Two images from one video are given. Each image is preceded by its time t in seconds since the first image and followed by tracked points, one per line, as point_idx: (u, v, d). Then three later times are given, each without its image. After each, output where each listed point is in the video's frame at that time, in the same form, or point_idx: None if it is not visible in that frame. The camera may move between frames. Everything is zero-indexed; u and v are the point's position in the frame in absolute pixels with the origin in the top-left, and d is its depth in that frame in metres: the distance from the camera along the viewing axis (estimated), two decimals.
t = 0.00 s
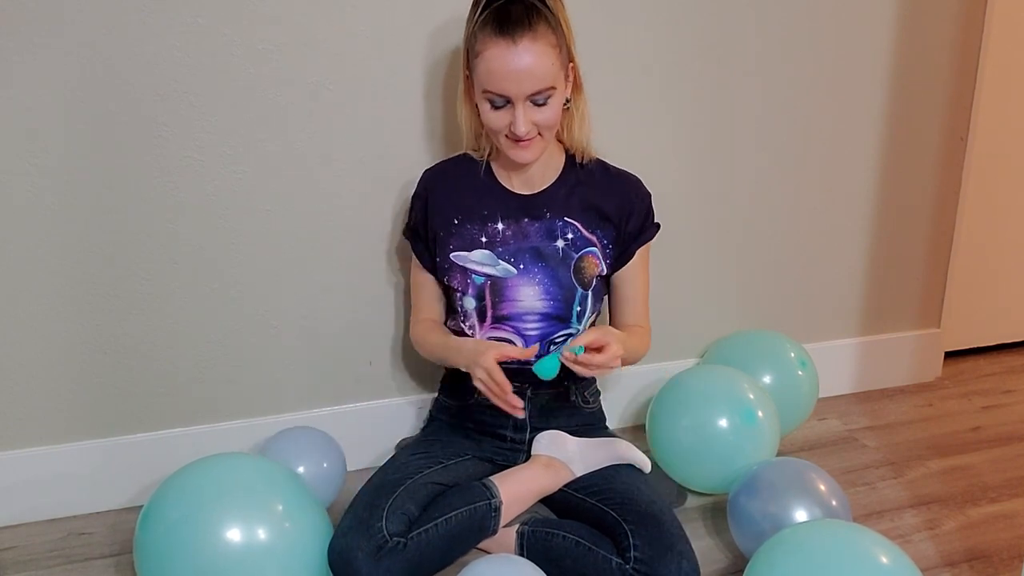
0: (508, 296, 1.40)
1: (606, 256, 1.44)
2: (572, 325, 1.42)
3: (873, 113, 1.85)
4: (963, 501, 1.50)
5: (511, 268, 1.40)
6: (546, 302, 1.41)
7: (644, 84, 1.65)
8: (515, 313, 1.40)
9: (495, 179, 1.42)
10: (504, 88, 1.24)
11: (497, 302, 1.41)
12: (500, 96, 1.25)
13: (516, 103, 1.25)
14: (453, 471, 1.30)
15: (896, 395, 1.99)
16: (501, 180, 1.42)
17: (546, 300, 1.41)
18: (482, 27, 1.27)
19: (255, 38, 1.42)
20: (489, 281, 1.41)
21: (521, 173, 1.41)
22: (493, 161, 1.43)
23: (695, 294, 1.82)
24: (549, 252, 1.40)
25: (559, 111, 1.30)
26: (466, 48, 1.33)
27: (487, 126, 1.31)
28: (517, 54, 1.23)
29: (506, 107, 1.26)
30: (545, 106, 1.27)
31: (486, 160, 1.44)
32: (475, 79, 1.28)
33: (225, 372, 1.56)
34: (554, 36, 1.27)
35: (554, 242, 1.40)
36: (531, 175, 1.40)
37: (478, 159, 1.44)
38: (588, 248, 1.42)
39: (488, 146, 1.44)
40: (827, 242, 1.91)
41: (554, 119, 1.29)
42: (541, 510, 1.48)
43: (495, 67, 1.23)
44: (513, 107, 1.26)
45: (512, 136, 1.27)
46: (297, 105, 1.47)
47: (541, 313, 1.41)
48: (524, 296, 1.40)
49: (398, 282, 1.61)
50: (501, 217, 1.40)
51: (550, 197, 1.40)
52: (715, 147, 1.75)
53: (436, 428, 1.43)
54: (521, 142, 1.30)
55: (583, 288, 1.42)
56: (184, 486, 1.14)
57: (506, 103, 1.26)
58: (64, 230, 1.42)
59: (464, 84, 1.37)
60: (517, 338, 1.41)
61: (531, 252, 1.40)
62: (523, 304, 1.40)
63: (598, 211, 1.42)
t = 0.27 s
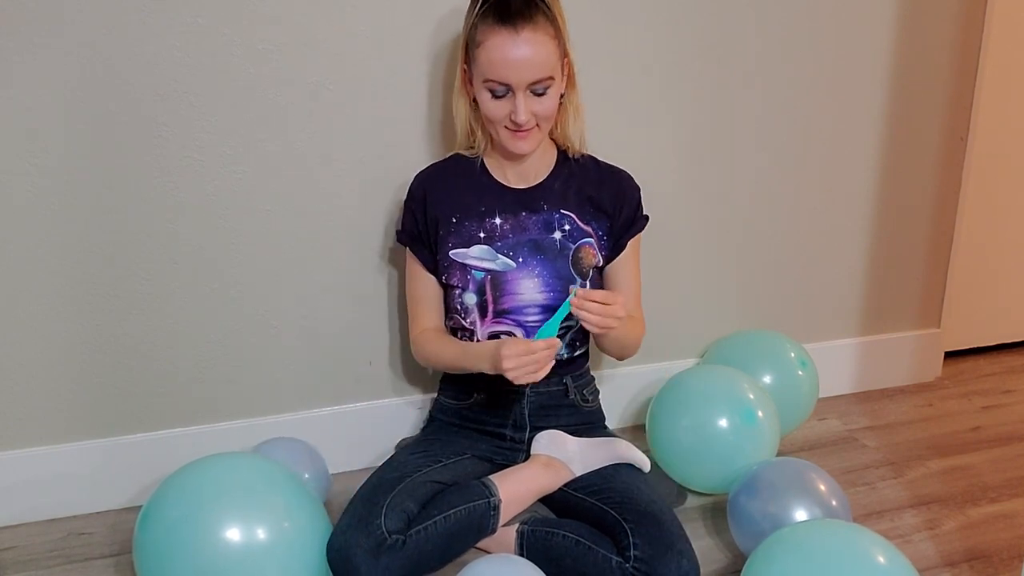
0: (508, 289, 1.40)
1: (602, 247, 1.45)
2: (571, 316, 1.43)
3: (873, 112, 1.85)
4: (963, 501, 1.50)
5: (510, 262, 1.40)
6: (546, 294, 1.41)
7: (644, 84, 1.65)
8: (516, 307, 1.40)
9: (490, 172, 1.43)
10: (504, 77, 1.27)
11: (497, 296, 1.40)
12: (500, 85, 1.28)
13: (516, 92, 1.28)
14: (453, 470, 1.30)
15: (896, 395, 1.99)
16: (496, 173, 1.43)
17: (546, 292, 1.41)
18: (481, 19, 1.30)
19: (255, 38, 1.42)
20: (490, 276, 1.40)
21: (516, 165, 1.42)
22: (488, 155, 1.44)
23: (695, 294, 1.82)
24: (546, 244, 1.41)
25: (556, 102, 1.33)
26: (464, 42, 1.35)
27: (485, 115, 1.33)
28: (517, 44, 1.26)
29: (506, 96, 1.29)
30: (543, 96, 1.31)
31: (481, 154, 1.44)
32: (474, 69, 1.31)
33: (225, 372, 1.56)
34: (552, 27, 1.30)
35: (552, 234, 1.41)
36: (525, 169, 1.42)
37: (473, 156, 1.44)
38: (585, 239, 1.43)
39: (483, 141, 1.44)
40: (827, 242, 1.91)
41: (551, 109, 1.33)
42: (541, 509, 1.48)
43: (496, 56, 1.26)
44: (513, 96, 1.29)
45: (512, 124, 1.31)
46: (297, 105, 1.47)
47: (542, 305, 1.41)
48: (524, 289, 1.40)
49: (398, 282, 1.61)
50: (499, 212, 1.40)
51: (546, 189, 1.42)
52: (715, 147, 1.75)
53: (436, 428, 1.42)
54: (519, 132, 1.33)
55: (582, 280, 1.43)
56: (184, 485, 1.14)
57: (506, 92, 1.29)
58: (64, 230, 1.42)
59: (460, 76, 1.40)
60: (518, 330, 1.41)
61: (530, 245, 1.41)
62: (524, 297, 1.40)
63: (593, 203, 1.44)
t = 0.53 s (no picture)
0: (504, 285, 1.41)
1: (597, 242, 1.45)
2: (567, 311, 1.43)
3: (873, 112, 1.85)
4: (963, 501, 1.50)
5: (506, 258, 1.40)
6: (542, 290, 1.41)
7: (644, 84, 1.65)
8: (512, 303, 1.41)
9: (485, 168, 1.42)
10: (503, 71, 1.27)
11: (493, 292, 1.41)
12: (498, 80, 1.29)
13: (514, 86, 1.28)
14: (452, 468, 1.31)
15: (896, 395, 1.99)
16: (491, 169, 1.42)
17: (542, 287, 1.41)
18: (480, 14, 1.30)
19: (255, 38, 1.42)
20: (485, 272, 1.40)
21: (512, 161, 1.41)
22: (483, 153, 1.43)
23: (695, 294, 1.82)
24: (542, 240, 1.41)
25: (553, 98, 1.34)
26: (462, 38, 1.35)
27: (483, 110, 1.33)
28: (516, 38, 1.26)
29: (504, 90, 1.29)
30: (540, 91, 1.31)
31: (476, 151, 1.44)
32: (472, 63, 1.31)
33: (225, 372, 1.56)
34: (550, 24, 1.31)
35: (547, 230, 1.41)
36: (519, 165, 1.41)
37: (468, 154, 1.44)
38: (580, 234, 1.43)
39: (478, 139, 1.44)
40: (827, 242, 1.91)
41: (548, 105, 1.33)
42: (541, 509, 1.48)
43: (494, 50, 1.27)
44: (511, 90, 1.29)
45: (509, 118, 1.31)
46: (297, 105, 1.47)
47: (537, 300, 1.41)
48: (520, 285, 1.41)
49: (398, 282, 1.61)
50: (494, 208, 1.40)
51: (543, 186, 1.41)
52: (716, 147, 1.75)
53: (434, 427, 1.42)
54: (516, 127, 1.33)
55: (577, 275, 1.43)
56: (183, 485, 1.14)
57: (504, 87, 1.29)
58: (64, 230, 1.42)
59: (458, 73, 1.40)
60: (514, 326, 1.41)
61: (526, 241, 1.41)
62: (520, 292, 1.41)
63: (588, 200, 1.44)
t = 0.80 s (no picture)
0: (503, 282, 1.41)
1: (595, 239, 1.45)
2: (566, 309, 1.43)
3: (872, 112, 1.85)
4: (963, 501, 1.50)
5: (505, 255, 1.40)
6: (541, 287, 1.41)
7: (644, 83, 1.65)
8: (511, 300, 1.41)
9: (482, 167, 1.42)
10: (508, 62, 1.29)
11: (493, 290, 1.41)
12: (503, 70, 1.30)
13: (519, 76, 1.30)
14: (451, 468, 1.30)
15: (896, 395, 1.99)
16: (489, 168, 1.42)
17: (541, 285, 1.42)
18: (483, 9, 1.32)
19: (255, 38, 1.42)
20: (484, 270, 1.40)
21: (509, 159, 1.41)
22: (480, 153, 1.44)
23: (695, 294, 1.82)
24: (540, 238, 1.41)
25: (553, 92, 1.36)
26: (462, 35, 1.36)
27: (484, 104, 1.34)
28: (521, 29, 1.29)
29: (508, 82, 1.31)
30: (543, 83, 1.33)
31: (473, 150, 1.44)
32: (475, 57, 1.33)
33: (225, 372, 1.56)
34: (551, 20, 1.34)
35: (545, 227, 1.41)
36: (516, 163, 1.42)
37: (464, 154, 1.44)
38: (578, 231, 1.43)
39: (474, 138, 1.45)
40: (827, 242, 1.91)
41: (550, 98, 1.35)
42: (541, 509, 1.48)
43: (500, 41, 1.29)
44: (515, 81, 1.30)
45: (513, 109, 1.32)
46: (297, 105, 1.47)
47: (537, 297, 1.41)
48: (519, 282, 1.41)
49: (398, 282, 1.61)
50: (492, 206, 1.40)
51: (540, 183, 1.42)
52: (716, 147, 1.75)
53: (435, 426, 1.42)
54: (518, 120, 1.34)
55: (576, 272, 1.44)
56: (183, 484, 1.14)
57: (508, 78, 1.31)
58: (64, 230, 1.42)
59: (455, 71, 1.41)
60: (514, 324, 1.41)
61: (523, 238, 1.41)
62: (519, 290, 1.41)
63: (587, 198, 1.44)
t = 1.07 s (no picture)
0: (502, 279, 1.41)
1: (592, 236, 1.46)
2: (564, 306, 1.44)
3: (872, 112, 1.85)
4: (963, 501, 1.50)
5: (503, 253, 1.41)
6: (540, 284, 1.42)
7: (644, 83, 1.65)
8: (511, 297, 1.41)
9: (479, 164, 1.43)
10: (505, 55, 1.30)
11: (492, 287, 1.41)
12: (499, 63, 1.31)
13: (514, 71, 1.30)
14: (451, 468, 1.30)
15: (897, 395, 1.99)
16: (485, 166, 1.43)
17: (540, 281, 1.42)
18: (489, 5, 1.33)
19: (255, 38, 1.42)
20: (483, 267, 1.40)
21: (505, 157, 1.42)
22: (476, 151, 1.44)
23: (695, 294, 1.82)
24: (538, 235, 1.42)
25: (550, 93, 1.35)
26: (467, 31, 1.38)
27: (480, 98, 1.35)
28: (522, 25, 1.30)
29: (504, 76, 1.31)
30: (539, 82, 1.33)
31: (470, 148, 1.45)
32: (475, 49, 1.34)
33: (225, 372, 1.56)
34: (556, 22, 1.35)
35: (542, 225, 1.42)
36: (512, 161, 1.42)
37: (462, 152, 1.45)
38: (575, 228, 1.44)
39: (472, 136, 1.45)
40: (827, 242, 1.91)
41: (545, 98, 1.34)
42: (541, 509, 1.48)
43: (500, 35, 1.30)
44: (510, 75, 1.31)
45: (505, 104, 1.31)
46: (297, 105, 1.47)
47: (535, 294, 1.42)
48: (517, 279, 1.41)
49: (398, 282, 1.61)
50: (490, 204, 1.41)
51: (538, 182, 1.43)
52: (716, 146, 1.75)
53: (435, 428, 1.42)
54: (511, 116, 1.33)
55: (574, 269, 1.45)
56: (183, 483, 1.14)
57: (504, 72, 1.31)
58: (64, 230, 1.42)
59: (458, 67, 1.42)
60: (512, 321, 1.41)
61: (521, 235, 1.41)
62: (517, 287, 1.41)
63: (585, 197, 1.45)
